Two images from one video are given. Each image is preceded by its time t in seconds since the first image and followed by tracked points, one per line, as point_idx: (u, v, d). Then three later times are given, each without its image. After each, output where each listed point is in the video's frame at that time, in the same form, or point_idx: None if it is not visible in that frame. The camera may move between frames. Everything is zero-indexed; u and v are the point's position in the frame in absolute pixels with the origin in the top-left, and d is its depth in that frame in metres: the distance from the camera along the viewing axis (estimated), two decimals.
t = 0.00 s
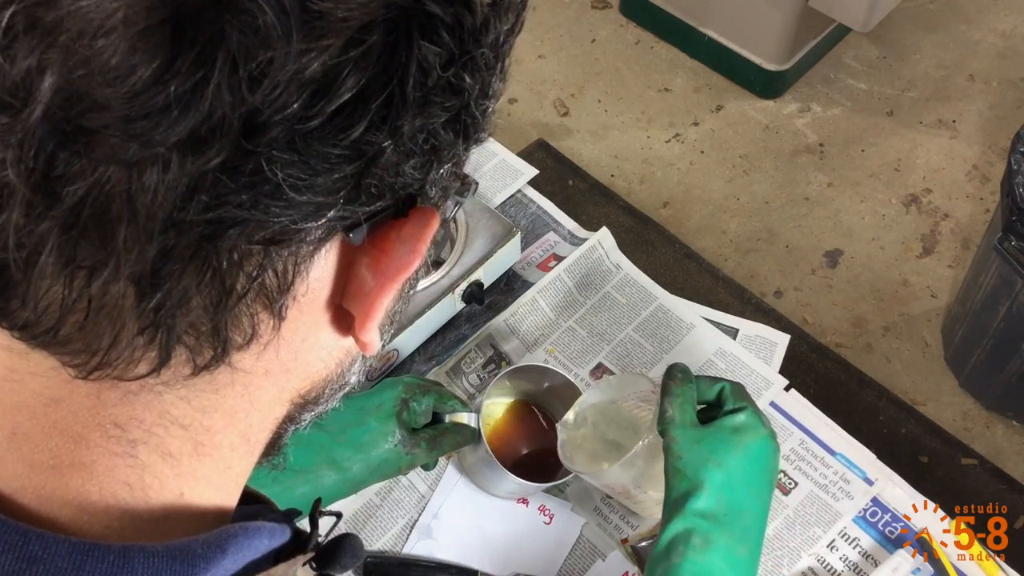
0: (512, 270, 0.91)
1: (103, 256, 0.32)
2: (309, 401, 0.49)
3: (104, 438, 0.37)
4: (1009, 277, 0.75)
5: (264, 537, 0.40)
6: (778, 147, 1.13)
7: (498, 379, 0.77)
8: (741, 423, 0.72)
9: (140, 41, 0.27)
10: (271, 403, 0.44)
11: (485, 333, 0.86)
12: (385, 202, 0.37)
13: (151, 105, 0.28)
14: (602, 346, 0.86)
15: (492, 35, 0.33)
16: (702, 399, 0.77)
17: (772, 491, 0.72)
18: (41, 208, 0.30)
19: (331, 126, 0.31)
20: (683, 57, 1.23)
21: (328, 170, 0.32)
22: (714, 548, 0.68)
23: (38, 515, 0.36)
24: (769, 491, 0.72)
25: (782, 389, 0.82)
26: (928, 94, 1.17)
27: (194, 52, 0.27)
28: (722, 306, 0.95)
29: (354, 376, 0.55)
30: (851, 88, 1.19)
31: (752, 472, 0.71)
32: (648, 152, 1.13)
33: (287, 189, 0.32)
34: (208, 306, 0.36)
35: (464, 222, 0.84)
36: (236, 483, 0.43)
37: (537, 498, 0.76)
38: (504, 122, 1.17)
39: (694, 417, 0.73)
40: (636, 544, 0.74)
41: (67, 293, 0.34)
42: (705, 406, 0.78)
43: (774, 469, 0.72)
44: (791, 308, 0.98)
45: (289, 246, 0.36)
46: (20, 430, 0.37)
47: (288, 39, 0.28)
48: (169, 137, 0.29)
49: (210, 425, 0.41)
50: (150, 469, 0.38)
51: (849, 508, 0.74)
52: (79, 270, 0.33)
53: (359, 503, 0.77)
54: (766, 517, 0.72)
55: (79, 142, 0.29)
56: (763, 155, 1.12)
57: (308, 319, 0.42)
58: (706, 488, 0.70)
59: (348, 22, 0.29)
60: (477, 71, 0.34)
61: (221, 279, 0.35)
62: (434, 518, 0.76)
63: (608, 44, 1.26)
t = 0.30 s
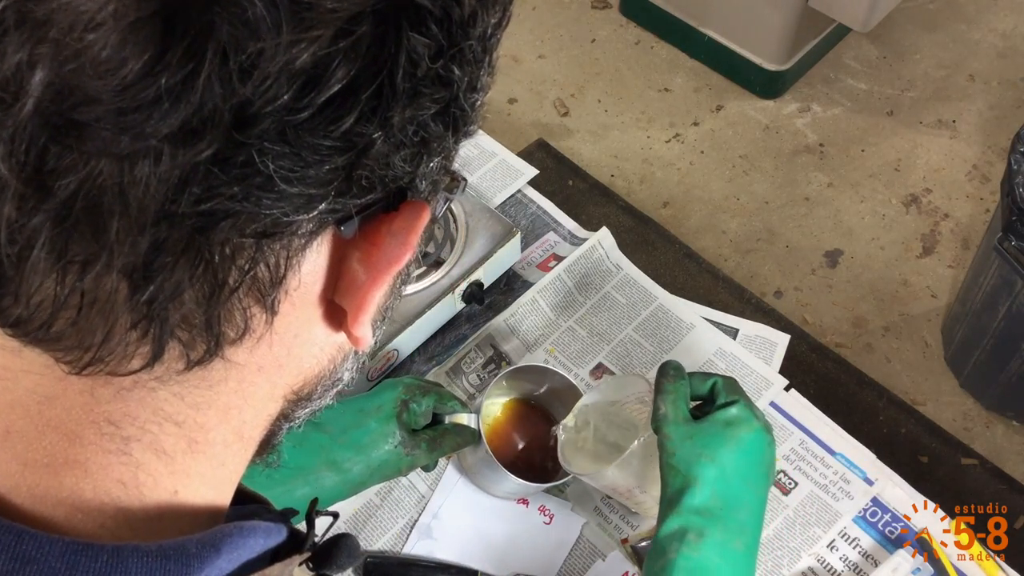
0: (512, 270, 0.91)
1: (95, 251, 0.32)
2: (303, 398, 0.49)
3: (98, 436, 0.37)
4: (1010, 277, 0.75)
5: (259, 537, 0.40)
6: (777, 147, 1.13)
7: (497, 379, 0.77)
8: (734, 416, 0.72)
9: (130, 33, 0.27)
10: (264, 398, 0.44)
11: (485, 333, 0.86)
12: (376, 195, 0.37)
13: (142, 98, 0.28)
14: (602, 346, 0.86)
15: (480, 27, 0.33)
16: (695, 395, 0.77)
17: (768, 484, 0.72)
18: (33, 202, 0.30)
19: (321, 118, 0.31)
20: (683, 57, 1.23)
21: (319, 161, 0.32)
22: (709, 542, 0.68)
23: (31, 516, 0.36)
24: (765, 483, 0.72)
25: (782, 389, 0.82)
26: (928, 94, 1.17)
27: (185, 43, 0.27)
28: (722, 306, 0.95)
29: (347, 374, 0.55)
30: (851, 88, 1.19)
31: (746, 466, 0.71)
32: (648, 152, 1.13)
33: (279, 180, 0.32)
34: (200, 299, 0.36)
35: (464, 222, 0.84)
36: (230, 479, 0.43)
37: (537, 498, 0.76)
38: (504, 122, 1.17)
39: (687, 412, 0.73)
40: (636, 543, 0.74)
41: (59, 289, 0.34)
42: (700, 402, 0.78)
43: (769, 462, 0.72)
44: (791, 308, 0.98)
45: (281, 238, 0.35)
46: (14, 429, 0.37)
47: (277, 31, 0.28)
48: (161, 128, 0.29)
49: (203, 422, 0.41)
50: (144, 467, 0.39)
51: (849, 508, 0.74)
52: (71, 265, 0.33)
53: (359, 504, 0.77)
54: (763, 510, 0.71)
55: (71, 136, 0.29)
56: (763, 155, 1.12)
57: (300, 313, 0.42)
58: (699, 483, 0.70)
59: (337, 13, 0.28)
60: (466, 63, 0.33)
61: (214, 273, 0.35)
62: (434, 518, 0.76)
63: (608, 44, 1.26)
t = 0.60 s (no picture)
0: (512, 270, 0.91)
1: (84, 245, 0.32)
2: (294, 394, 0.49)
3: (89, 434, 0.37)
4: (1009, 277, 0.75)
5: (254, 533, 0.40)
6: (778, 147, 1.13)
7: (497, 379, 0.77)
8: (725, 411, 0.72)
9: (117, 28, 0.27)
10: (255, 395, 0.44)
11: (485, 333, 0.86)
12: (365, 189, 0.37)
13: (130, 94, 0.28)
14: (602, 346, 0.86)
15: (466, 21, 0.33)
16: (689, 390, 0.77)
17: (762, 478, 0.72)
18: (22, 199, 0.30)
19: (308, 111, 0.31)
20: (683, 57, 1.23)
21: (307, 155, 0.32)
22: (703, 538, 0.68)
23: (23, 515, 0.36)
24: (758, 477, 0.72)
25: (782, 389, 0.82)
26: (928, 94, 1.17)
27: (172, 40, 0.28)
28: (723, 306, 0.95)
29: (339, 370, 0.55)
30: (851, 88, 1.19)
31: (739, 460, 0.71)
32: (648, 152, 1.13)
33: (267, 175, 0.32)
34: (190, 295, 0.36)
35: (464, 222, 0.84)
36: (223, 477, 0.44)
37: (537, 498, 0.76)
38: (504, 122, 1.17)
39: (680, 408, 0.73)
40: (636, 543, 0.74)
41: (49, 287, 0.34)
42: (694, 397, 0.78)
43: (762, 456, 0.72)
44: (791, 308, 0.98)
45: (270, 234, 0.35)
46: (5, 426, 0.36)
47: (263, 25, 0.28)
48: (148, 124, 0.29)
49: (195, 420, 0.41)
50: (136, 465, 0.39)
51: (849, 508, 0.74)
52: (61, 262, 0.33)
53: (359, 503, 0.77)
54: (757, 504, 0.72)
55: (59, 133, 0.29)
56: (763, 155, 1.12)
57: (291, 309, 0.42)
58: (693, 478, 0.70)
59: (324, 6, 0.29)
60: (452, 57, 0.34)
61: (203, 268, 0.35)
62: (434, 519, 0.76)
63: (608, 44, 1.26)
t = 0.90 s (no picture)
0: (512, 270, 0.91)
1: (65, 236, 0.32)
2: (283, 389, 0.49)
3: (76, 429, 0.37)
4: (1009, 277, 0.75)
5: (245, 528, 0.39)
6: (777, 147, 1.13)
7: (497, 379, 0.77)
8: (718, 402, 0.72)
9: (93, 21, 0.27)
10: (242, 390, 0.44)
11: (485, 333, 0.86)
12: (346, 180, 0.37)
13: (107, 86, 0.28)
14: (602, 346, 0.86)
15: (443, 11, 0.33)
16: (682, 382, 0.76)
17: (757, 468, 0.71)
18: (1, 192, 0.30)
19: (286, 101, 0.31)
20: (683, 57, 1.23)
21: (286, 145, 0.32)
22: (696, 530, 0.68)
23: (9, 510, 0.36)
24: (753, 467, 0.71)
25: (782, 389, 0.82)
26: (928, 94, 1.17)
27: (147, 33, 0.28)
28: (722, 306, 0.95)
29: (326, 365, 0.55)
30: (851, 88, 1.19)
31: (733, 451, 0.71)
32: (648, 152, 1.13)
33: (247, 165, 0.32)
34: (172, 287, 0.36)
35: (464, 222, 0.84)
36: (208, 473, 0.43)
37: (537, 498, 0.76)
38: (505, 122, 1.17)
39: (673, 402, 0.73)
40: (637, 544, 0.74)
41: (30, 282, 0.34)
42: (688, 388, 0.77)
43: (756, 446, 0.72)
44: (791, 308, 0.98)
45: (251, 226, 0.35)
46: None
47: (239, 15, 0.28)
48: (126, 116, 0.29)
49: (181, 414, 0.40)
50: (122, 460, 0.38)
51: (849, 508, 0.74)
52: (42, 256, 0.33)
53: (359, 503, 0.77)
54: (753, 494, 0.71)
55: (38, 126, 0.29)
56: (763, 155, 1.12)
57: (275, 303, 0.41)
58: (686, 471, 0.70)
59: None
60: (430, 47, 0.34)
61: (185, 260, 0.35)
62: (434, 518, 0.76)
63: (608, 44, 1.26)
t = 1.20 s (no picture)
0: (512, 270, 0.91)
1: (42, 233, 0.32)
2: (273, 384, 0.48)
3: (61, 423, 0.37)
4: (1009, 277, 0.75)
5: (234, 524, 0.39)
6: (777, 147, 1.13)
7: (496, 378, 0.77)
8: (709, 393, 0.72)
9: (63, 14, 0.27)
10: (230, 385, 0.43)
11: (485, 333, 0.86)
12: (327, 171, 0.36)
13: (79, 80, 0.28)
14: (602, 346, 0.86)
15: None
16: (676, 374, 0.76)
17: (752, 459, 0.71)
18: None
19: (261, 93, 0.31)
20: (683, 57, 1.23)
21: (263, 137, 0.32)
22: (688, 522, 0.68)
23: None
24: (747, 457, 0.71)
25: (783, 389, 0.82)
26: (928, 94, 1.17)
27: (119, 25, 0.28)
28: (722, 305, 0.95)
29: (318, 358, 0.54)
30: (851, 88, 1.19)
31: (726, 442, 0.71)
32: (648, 152, 1.13)
33: (222, 157, 0.32)
34: (152, 281, 0.36)
35: (464, 223, 0.84)
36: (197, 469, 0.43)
37: (537, 499, 0.76)
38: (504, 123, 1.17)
39: (666, 394, 0.72)
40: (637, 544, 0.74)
41: (9, 279, 0.34)
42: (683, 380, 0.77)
43: (750, 437, 0.71)
44: (791, 308, 0.98)
45: (231, 219, 0.35)
46: None
47: (210, 5, 0.28)
48: (100, 110, 0.29)
49: (168, 409, 0.40)
50: (110, 455, 0.38)
51: (849, 508, 0.74)
52: (20, 250, 0.33)
53: (359, 503, 0.77)
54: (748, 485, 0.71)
55: (12, 122, 0.29)
56: (763, 155, 1.12)
57: (260, 297, 0.41)
58: (679, 464, 0.70)
59: None
60: (409, 36, 0.34)
61: (164, 254, 0.35)
62: (434, 518, 0.76)
63: (608, 44, 1.26)
